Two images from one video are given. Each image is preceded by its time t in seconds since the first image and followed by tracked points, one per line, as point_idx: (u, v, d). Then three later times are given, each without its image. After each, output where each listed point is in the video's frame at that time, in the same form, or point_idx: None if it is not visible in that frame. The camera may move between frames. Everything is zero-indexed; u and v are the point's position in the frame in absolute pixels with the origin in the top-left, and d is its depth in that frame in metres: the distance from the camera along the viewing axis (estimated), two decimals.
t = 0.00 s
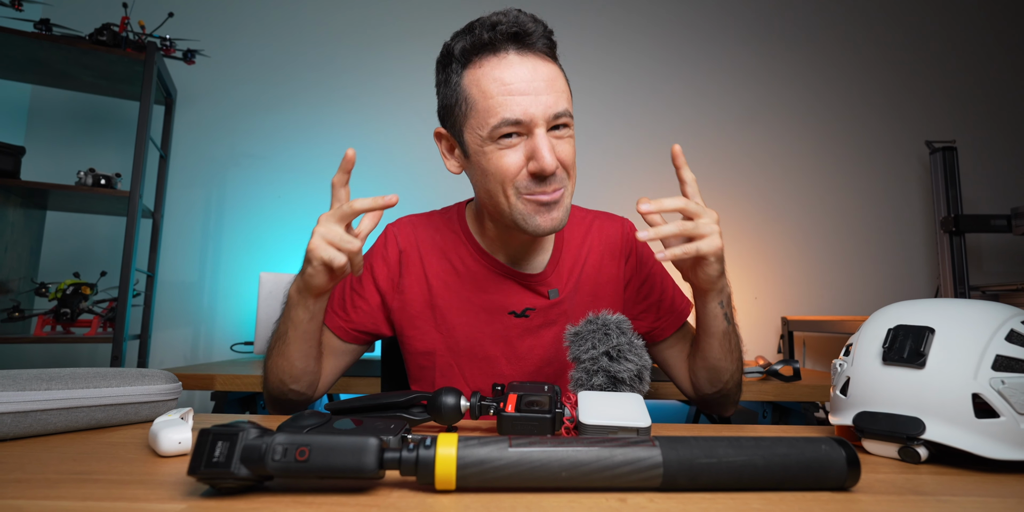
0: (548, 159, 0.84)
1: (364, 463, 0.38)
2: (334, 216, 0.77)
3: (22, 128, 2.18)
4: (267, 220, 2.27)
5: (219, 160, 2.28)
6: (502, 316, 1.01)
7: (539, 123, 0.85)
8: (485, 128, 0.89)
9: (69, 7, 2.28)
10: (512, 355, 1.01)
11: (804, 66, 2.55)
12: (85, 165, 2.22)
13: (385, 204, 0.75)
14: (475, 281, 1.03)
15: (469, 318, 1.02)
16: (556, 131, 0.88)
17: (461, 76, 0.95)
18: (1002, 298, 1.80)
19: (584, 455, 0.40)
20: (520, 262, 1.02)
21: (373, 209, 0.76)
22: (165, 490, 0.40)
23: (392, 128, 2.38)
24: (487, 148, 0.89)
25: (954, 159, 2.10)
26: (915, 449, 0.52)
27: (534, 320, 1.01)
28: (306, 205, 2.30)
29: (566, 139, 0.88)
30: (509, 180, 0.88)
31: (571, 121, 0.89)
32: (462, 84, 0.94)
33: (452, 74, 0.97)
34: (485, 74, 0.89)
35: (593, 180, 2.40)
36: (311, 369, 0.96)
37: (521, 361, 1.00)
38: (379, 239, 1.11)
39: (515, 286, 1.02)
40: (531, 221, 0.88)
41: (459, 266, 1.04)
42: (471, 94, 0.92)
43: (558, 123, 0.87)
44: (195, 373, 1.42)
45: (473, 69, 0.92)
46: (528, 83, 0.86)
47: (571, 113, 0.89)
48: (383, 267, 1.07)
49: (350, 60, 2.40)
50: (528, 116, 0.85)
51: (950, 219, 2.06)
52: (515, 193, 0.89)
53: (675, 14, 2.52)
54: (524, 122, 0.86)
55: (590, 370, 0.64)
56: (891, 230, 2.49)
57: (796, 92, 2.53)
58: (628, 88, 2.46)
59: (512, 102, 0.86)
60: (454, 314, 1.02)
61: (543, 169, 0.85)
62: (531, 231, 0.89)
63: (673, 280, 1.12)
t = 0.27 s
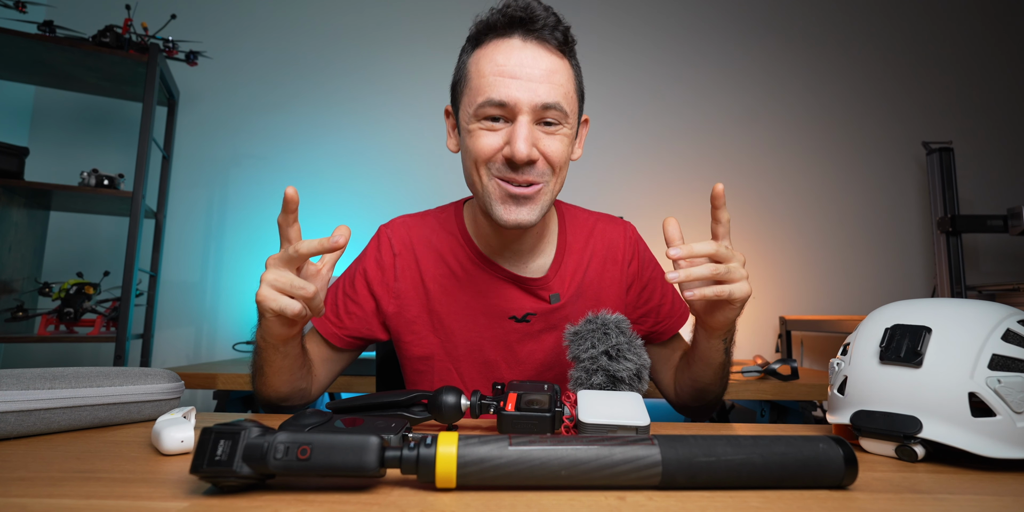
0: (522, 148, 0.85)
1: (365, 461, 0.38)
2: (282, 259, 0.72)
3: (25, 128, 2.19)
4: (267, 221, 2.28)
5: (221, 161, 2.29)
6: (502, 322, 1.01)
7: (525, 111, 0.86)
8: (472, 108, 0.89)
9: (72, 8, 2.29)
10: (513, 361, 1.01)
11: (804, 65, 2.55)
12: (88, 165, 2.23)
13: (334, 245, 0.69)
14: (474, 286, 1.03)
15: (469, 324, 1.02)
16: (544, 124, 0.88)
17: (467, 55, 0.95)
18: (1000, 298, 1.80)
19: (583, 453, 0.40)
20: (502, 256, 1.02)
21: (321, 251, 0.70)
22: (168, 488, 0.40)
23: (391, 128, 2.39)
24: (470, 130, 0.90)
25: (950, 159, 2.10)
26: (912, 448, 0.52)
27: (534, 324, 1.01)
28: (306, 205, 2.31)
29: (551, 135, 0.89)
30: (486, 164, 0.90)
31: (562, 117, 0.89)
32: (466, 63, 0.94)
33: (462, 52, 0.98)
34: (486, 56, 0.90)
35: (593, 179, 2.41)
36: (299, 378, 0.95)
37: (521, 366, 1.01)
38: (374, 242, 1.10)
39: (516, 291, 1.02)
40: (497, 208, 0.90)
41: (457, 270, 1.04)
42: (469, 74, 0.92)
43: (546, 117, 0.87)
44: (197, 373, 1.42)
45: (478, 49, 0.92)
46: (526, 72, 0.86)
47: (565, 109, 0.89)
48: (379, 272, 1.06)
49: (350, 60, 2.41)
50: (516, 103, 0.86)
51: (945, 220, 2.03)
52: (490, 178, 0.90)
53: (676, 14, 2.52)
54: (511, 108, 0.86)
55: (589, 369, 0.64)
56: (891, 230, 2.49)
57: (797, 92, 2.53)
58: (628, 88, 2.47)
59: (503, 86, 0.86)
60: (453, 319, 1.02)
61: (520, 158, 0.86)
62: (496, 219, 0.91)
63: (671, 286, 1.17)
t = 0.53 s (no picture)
0: (534, 168, 0.80)
1: (365, 461, 0.38)
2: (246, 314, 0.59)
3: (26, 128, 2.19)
4: (267, 221, 2.28)
5: (221, 161, 2.29)
6: (500, 324, 1.01)
7: (540, 127, 0.80)
8: (483, 119, 0.83)
9: (72, 8, 2.29)
10: (511, 363, 1.01)
11: (804, 65, 2.55)
12: (88, 165, 2.23)
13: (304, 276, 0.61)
14: (472, 288, 1.02)
15: (466, 326, 1.01)
16: (557, 140, 0.83)
17: (479, 57, 0.87)
18: (999, 297, 1.80)
19: (583, 453, 0.40)
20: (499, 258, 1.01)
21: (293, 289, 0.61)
22: (168, 488, 0.40)
23: (391, 128, 2.39)
24: (479, 141, 0.84)
25: (951, 159, 2.10)
26: (912, 448, 0.52)
27: (533, 326, 1.01)
28: (306, 205, 2.31)
29: (563, 150, 0.84)
30: (494, 179, 0.85)
31: (576, 133, 0.83)
32: (478, 67, 0.86)
33: (474, 50, 0.89)
34: (501, 62, 0.82)
35: (593, 179, 2.41)
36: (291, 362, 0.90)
37: (519, 368, 1.01)
38: (365, 243, 1.08)
39: (514, 294, 1.01)
40: (502, 224, 0.87)
41: (453, 272, 1.03)
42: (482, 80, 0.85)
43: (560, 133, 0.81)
44: (197, 373, 1.42)
45: (492, 53, 0.84)
46: (544, 84, 0.79)
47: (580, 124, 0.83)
48: (374, 273, 1.04)
49: (350, 60, 2.41)
50: (531, 118, 0.80)
51: (945, 219, 2.03)
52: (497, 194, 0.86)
53: (675, 14, 2.52)
54: (525, 123, 0.80)
55: (589, 369, 0.64)
56: (890, 230, 2.49)
57: (796, 92, 2.53)
58: (628, 89, 2.47)
59: (519, 100, 0.79)
60: (450, 321, 1.02)
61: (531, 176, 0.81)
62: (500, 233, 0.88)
63: (661, 288, 1.19)
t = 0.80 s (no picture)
0: (532, 165, 0.80)
1: (365, 461, 0.38)
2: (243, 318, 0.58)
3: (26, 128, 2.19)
4: (266, 221, 2.28)
5: (220, 161, 2.29)
6: (498, 322, 1.01)
7: (537, 123, 0.80)
8: (482, 117, 0.83)
9: (72, 8, 2.29)
10: (509, 361, 1.01)
11: (804, 65, 2.55)
12: (88, 165, 2.23)
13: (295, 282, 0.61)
14: (469, 287, 1.02)
15: (463, 325, 1.01)
16: (555, 137, 0.83)
17: (477, 54, 0.87)
18: (999, 297, 1.80)
19: (583, 453, 0.40)
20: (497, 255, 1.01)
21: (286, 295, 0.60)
22: (168, 488, 0.40)
23: (391, 128, 2.39)
24: (477, 139, 0.84)
25: (951, 159, 2.10)
26: (912, 448, 0.52)
27: (529, 324, 1.01)
28: (306, 205, 2.31)
29: (561, 147, 0.83)
30: (492, 177, 0.85)
31: (573, 130, 0.83)
32: (475, 65, 0.86)
33: (472, 50, 0.89)
34: (499, 62, 0.82)
35: (593, 180, 2.41)
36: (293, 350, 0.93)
37: (517, 366, 1.01)
38: (360, 243, 1.07)
39: (511, 292, 1.01)
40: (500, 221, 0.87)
41: (450, 272, 1.03)
42: (480, 79, 0.85)
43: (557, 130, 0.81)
44: (197, 372, 1.42)
45: (490, 52, 0.84)
46: (541, 80, 0.79)
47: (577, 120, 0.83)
48: (370, 273, 1.03)
49: (350, 60, 2.41)
50: (528, 113, 0.79)
51: (945, 219, 2.03)
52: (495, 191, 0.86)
53: (675, 14, 2.52)
54: (523, 118, 0.80)
55: (589, 369, 0.64)
56: (890, 230, 2.49)
57: (796, 92, 2.53)
58: (628, 89, 2.47)
59: (516, 95, 0.79)
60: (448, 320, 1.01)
61: (528, 172, 0.81)
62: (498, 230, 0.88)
63: (654, 285, 1.19)
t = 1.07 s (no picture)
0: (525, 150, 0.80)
1: (365, 461, 0.38)
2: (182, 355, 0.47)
3: (25, 129, 2.19)
4: (266, 221, 2.28)
5: (221, 161, 2.29)
6: (499, 316, 1.00)
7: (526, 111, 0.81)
8: (472, 110, 0.84)
9: (72, 8, 2.29)
10: (509, 356, 1.00)
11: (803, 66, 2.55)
12: (88, 165, 2.23)
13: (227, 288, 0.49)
14: (470, 281, 1.02)
15: (464, 319, 1.01)
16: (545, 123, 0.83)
17: (467, 51, 0.88)
18: (998, 298, 1.80)
19: (583, 453, 0.40)
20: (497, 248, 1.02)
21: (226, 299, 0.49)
22: (168, 488, 0.41)
23: (390, 128, 2.38)
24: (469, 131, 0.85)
25: (950, 159, 2.11)
26: (912, 448, 0.52)
27: (530, 318, 1.01)
28: (306, 205, 2.31)
29: (552, 134, 0.84)
30: (486, 165, 0.85)
31: (563, 116, 0.83)
32: (466, 61, 0.88)
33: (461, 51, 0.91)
34: (485, 57, 0.83)
35: (593, 180, 2.41)
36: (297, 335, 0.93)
37: (517, 361, 1.00)
38: (364, 239, 1.08)
39: (512, 286, 1.01)
40: (497, 208, 0.86)
41: (452, 266, 1.03)
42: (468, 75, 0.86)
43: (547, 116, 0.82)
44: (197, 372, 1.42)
45: (477, 49, 0.85)
46: (528, 68, 0.80)
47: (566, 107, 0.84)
48: (373, 267, 1.04)
49: (350, 61, 2.41)
50: (516, 100, 0.80)
51: (945, 219, 2.03)
52: (490, 179, 0.85)
53: (676, 14, 2.52)
54: (511, 105, 0.81)
55: (589, 369, 0.64)
56: (890, 230, 2.49)
57: (796, 92, 2.53)
58: (628, 88, 2.47)
59: (504, 83, 0.80)
60: (449, 314, 1.01)
61: (518, 157, 0.81)
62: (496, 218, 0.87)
63: (652, 286, 1.20)
